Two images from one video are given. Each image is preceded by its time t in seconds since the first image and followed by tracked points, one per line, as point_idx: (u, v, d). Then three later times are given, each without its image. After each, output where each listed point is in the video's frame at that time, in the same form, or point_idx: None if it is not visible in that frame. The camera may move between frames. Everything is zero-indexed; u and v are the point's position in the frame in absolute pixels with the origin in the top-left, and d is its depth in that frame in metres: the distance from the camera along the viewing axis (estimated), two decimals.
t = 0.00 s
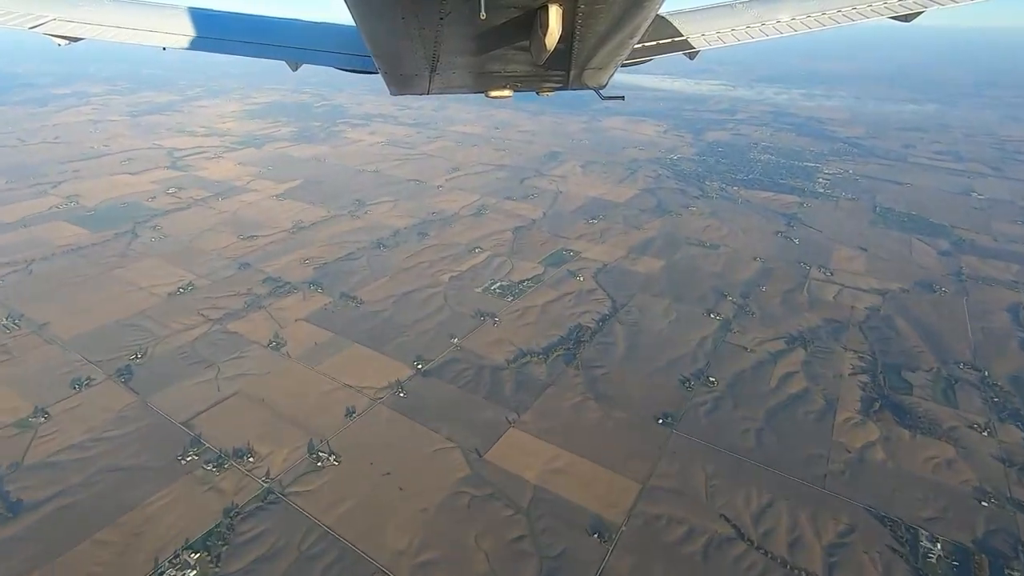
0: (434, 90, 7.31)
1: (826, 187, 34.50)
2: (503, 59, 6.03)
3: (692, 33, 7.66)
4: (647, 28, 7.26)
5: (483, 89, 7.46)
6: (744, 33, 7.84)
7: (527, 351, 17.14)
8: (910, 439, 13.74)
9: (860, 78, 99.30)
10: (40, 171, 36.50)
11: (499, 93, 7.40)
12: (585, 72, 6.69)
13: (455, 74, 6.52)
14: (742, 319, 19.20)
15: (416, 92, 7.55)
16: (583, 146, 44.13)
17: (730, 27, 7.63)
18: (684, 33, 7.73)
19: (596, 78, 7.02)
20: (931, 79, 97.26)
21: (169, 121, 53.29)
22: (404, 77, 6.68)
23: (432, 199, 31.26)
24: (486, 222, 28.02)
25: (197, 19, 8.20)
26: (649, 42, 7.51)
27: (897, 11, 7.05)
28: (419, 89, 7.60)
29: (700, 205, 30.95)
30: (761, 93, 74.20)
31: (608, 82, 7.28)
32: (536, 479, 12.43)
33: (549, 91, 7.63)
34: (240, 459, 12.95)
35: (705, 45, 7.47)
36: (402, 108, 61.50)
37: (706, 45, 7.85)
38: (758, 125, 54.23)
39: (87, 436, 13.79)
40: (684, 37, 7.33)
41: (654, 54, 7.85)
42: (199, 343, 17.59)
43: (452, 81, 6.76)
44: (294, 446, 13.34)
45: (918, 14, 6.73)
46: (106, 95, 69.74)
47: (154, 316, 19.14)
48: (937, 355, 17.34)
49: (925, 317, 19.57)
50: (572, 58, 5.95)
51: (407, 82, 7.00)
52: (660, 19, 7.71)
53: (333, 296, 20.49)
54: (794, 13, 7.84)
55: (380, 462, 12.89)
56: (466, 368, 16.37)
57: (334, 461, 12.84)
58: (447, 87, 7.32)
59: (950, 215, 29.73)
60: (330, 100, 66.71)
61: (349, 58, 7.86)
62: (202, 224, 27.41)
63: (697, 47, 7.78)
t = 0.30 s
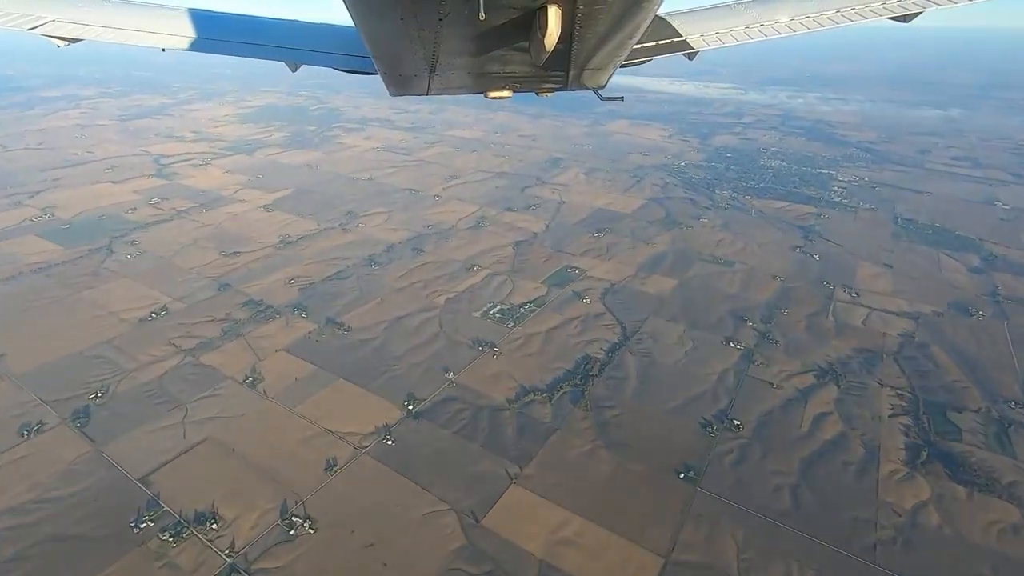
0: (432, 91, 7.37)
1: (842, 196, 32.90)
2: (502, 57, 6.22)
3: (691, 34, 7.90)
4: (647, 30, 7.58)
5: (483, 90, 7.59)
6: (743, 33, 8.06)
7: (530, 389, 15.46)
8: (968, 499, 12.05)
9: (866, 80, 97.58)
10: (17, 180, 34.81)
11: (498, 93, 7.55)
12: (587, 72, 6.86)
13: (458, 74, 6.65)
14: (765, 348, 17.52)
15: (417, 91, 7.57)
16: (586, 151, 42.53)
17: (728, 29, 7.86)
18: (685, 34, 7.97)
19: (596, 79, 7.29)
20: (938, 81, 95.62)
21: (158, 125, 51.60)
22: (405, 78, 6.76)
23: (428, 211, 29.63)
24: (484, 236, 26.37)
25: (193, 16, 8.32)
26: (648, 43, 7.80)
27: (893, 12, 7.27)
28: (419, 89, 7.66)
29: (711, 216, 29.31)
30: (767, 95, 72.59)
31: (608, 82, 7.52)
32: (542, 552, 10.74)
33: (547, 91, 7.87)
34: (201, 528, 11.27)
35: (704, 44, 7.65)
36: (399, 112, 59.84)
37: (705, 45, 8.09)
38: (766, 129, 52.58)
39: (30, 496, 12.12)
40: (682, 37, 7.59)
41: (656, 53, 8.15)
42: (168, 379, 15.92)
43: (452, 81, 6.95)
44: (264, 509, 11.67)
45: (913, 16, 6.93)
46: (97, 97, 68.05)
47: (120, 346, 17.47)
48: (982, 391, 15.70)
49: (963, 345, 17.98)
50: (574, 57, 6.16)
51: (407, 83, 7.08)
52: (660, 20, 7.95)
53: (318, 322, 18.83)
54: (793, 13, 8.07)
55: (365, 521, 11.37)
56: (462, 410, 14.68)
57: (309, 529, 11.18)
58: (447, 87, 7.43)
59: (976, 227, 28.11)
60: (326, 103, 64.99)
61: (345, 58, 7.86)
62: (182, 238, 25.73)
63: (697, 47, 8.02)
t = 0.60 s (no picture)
0: (434, 91, 7.58)
1: (858, 204, 31.34)
2: (499, 56, 6.53)
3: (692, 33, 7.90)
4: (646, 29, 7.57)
5: (483, 90, 7.76)
6: (744, 32, 8.07)
7: (533, 435, 13.78)
8: None
9: (871, 80, 95.84)
10: None
11: (498, 93, 7.72)
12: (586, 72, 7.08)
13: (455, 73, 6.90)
14: (792, 383, 15.88)
15: (417, 91, 7.76)
16: (588, 157, 40.86)
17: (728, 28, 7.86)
18: (684, 34, 7.95)
19: (595, 79, 7.43)
20: (945, 81, 93.88)
21: (143, 130, 49.78)
22: (405, 77, 7.04)
23: (423, 223, 27.97)
24: (482, 251, 24.74)
25: (196, 18, 8.35)
26: (648, 42, 7.74)
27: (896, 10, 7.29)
28: (420, 90, 7.89)
29: (722, 228, 27.67)
30: (772, 97, 70.88)
31: (607, 82, 7.65)
32: None
33: (548, 91, 8.03)
34: None
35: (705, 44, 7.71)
36: (394, 115, 58.06)
37: (706, 45, 8.08)
38: (773, 132, 50.94)
39: None
40: (683, 37, 7.57)
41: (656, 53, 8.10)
42: (127, 423, 14.21)
43: (452, 80, 7.15)
44: None
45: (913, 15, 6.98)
46: (83, 101, 66.07)
47: (77, 383, 15.74)
48: None
49: (1007, 375, 16.41)
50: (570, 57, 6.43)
51: (409, 83, 7.33)
52: (660, 19, 8.02)
53: (299, 353, 17.14)
54: (793, 13, 8.12)
55: (354, 570, 10.39)
56: (455, 461, 13.01)
57: None
58: (448, 87, 7.63)
59: (1003, 238, 26.57)
60: (319, 106, 63.16)
61: (346, 57, 7.80)
62: (158, 255, 24.03)
63: (698, 46, 8.01)
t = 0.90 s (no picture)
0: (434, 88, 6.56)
1: (876, 216, 29.78)
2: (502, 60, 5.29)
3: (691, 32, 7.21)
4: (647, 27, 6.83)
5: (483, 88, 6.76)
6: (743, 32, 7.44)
7: (535, 493, 12.14)
8: None
9: (874, 82, 94.45)
10: None
11: (498, 93, 6.74)
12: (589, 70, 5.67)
13: (455, 75, 5.95)
14: (822, 426, 14.26)
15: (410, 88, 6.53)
16: (590, 163, 39.26)
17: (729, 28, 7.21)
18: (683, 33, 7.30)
19: (596, 78, 6.42)
20: (950, 84, 92.44)
21: (128, 133, 47.97)
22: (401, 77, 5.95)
23: (416, 235, 26.27)
24: (478, 268, 23.09)
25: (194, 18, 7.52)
26: (646, 41, 7.02)
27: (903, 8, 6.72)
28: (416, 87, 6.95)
29: (734, 242, 26.06)
30: (777, 99, 69.25)
31: (607, 81, 6.66)
32: None
33: (550, 91, 7.11)
34: None
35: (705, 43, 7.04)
36: (389, 117, 56.37)
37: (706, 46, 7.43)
38: (780, 136, 49.40)
39: None
40: (684, 36, 6.87)
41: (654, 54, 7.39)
42: (73, 478, 12.50)
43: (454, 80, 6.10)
44: None
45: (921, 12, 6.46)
46: (70, 101, 64.33)
47: (23, 426, 14.02)
48: None
49: None
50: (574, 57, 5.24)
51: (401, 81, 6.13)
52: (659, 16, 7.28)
53: (275, 389, 15.46)
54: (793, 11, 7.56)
55: None
56: (446, 527, 11.35)
57: None
58: (446, 86, 6.63)
59: None
60: (312, 108, 61.45)
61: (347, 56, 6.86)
62: (129, 273, 22.33)
63: (697, 47, 7.34)
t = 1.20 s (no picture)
0: (432, 90, 6.86)
1: (896, 228, 28.22)
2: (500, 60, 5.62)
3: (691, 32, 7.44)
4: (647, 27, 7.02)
5: (481, 89, 7.05)
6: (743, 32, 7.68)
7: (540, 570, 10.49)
8: None
9: (880, 84, 92.74)
10: None
11: (497, 94, 7.01)
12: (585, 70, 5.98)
13: (456, 75, 6.21)
14: (863, 482, 12.62)
15: (412, 89, 6.86)
16: (593, 170, 37.59)
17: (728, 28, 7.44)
18: (683, 33, 7.50)
19: (594, 78, 6.69)
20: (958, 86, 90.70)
21: (112, 137, 46.23)
22: (402, 77, 6.35)
23: (409, 250, 24.60)
24: (475, 287, 21.47)
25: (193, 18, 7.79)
26: (646, 41, 7.27)
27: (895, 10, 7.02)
28: (420, 89, 7.30)
29: (749, 258, 24.39)
30: (783, 102, 67.51)
31: (605, 82, 6.93)
32: None
33: (547, 91, 7.39)
34: None
35: (705, 43, 7.28)
36: (384, 120, 54.55)
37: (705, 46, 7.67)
38: (789, 140, 47.71)
39: None
40: (684, 35, 7.10)
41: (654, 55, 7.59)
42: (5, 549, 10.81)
43: (451, 81, 6.40)
44: None
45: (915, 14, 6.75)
46: (55, 103, 62.45)
47: None
48: None
49: None
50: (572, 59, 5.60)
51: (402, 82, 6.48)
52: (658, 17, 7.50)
53: (246, 435, 13.76)
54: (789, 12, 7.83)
55: None
56: None
57: None
58: (445, 87, 6.93)
59: None
60: (304, 110, 59.60)
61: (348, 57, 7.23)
62: (98, 292, 20.69)
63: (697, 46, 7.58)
